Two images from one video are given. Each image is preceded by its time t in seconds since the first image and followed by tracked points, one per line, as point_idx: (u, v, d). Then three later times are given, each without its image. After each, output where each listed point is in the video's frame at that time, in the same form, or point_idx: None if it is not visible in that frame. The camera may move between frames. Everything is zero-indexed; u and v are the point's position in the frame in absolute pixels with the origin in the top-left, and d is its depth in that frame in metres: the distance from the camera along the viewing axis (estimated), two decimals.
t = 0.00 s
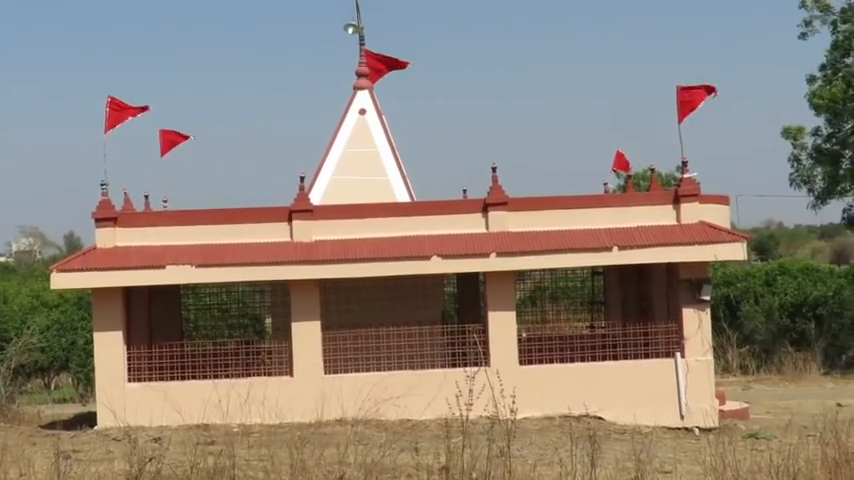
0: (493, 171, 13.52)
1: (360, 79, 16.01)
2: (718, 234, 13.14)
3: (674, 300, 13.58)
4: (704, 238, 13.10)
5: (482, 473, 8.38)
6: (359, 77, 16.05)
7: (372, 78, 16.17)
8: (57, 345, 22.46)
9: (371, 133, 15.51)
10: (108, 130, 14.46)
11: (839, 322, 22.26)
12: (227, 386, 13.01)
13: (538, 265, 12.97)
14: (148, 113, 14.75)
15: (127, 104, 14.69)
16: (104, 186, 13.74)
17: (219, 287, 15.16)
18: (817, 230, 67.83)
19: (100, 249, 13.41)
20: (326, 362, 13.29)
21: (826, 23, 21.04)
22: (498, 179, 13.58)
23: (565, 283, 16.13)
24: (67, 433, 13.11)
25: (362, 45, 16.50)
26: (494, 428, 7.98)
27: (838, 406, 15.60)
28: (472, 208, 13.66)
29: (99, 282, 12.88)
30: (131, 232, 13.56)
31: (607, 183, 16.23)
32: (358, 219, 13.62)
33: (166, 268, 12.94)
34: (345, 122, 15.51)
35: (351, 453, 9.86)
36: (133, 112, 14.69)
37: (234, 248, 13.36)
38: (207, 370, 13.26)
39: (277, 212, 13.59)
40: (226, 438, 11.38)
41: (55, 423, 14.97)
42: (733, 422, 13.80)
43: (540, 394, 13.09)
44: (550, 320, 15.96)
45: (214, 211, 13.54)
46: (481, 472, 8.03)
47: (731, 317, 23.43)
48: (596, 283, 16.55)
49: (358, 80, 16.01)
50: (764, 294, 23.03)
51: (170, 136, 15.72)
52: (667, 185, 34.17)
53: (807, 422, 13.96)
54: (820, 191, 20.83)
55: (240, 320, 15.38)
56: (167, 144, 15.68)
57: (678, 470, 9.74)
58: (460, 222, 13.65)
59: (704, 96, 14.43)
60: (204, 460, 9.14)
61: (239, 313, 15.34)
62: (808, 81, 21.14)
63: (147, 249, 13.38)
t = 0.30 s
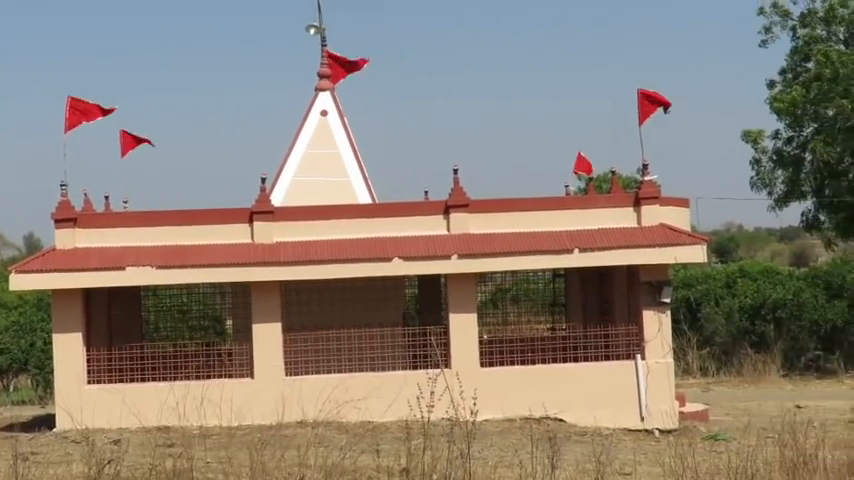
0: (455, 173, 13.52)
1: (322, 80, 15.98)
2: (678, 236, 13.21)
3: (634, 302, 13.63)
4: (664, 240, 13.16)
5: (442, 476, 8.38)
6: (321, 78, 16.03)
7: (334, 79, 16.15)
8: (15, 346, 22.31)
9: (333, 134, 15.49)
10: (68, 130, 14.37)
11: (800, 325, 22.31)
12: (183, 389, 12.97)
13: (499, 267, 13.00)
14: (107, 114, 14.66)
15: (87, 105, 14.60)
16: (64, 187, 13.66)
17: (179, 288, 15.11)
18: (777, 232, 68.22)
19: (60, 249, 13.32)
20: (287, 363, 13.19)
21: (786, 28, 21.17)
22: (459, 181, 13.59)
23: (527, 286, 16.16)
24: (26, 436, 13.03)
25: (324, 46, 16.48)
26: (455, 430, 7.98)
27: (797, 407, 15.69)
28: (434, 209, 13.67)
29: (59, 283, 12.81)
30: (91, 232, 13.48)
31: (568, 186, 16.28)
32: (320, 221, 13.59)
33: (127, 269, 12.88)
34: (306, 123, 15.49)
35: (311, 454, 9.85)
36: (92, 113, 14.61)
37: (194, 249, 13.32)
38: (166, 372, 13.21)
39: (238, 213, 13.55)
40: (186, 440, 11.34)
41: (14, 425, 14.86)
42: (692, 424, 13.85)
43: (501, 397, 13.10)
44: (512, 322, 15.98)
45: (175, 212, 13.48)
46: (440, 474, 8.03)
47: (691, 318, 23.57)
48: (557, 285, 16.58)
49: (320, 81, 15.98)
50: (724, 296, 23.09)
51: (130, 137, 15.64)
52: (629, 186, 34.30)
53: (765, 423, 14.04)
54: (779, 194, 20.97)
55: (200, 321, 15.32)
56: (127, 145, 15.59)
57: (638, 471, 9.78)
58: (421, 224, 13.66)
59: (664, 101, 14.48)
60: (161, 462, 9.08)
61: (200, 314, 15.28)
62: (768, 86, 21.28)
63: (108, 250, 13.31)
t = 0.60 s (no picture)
0: (417, 175, 13.53)
1: (284, 82, 15.95)
2: (640, 238, 13.26)
3: (597, 303, 13.67)
4: (626, 241, 13.20)
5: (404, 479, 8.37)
6: (284, 79, 16.00)
7: (296, 80, 16.13)
8: None
9: (296, 136, 15.47)
10: (29, 131, 14.29)
11: (760, 325, 22.47)
12: (144, 392, 12.89)
13: (461, 269, 13.02)
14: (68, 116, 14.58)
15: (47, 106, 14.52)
16: (24, 188, 13.57)
17: (141, 290, 15.06)
18: (739, 235, 68.56)
19: (20, 251, 13.22)
20: (249, 365, 13.20)
21: (746, 32, 21.29)
22: (422, 182, 13.59)
23: (490, 287, 16.19)
24: None
25: (286, 47, 16.45)
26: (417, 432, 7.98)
27: (759, 408, 15.76)
28: (396, 211, 13.67)
29: (20, 285, 12.72)
30: (52, 234, 13.39)
31: (530, 187, 16.31)
32: (282, 222, 13.56)
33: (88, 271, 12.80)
34: (269, 125, 15.45)
35: (274, 456, 9.83)
36: (53, 114, 14.52)
37: (156, 251, 13.26)
38: (127, 374, 13.15)
39: (200, 215, 13.51)
40: (147, 442, 11.30)
41: None
42: (654, 424, 13.89)
43: (464, 398, 13.12)
44: (475, 323, 15.99)
45: (136, 214, 13.42)
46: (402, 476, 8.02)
47: (653, 319, 23.72)
48: (520, 286, 16.61)
49: (283, 82, 15.96)
50: (686, 297, 23.27)
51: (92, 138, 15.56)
52: (591, 188, 34.40)
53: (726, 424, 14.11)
54: (742, 195, 21.13)
55: (162, 323, 15.26)
56: (88, 146, 15.52)
57: (600, 472, 9.81)
58: (384, 225, 13.66)
59: (626, 102, 14.53)
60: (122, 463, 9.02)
61: (161, 316, 15.22)
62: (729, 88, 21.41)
63: (69, 252, 13.23)
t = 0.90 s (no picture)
0: (383, 176, 13.52)
1: (249, 83, 15.92)
2: (605, 239, 13.30)
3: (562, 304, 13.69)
4: (591, 242, 13.24)
5: None
6: (249, 80, 15.97)
7: (262, 81, 16.10)
8: None
9: (261, 137, 15.44)
10: None
11: (725, 327, 22.49)
12: (109, 393, 12.84)
13: (427, 270, 13.02)
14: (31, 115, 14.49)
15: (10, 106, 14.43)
16: None
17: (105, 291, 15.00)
18: (704, 236, 68.85)
19: None
20: (214, 366, 13.17)
21: (710, 33, 21.39)
22: (387, 183, 13.59)
23: (455, 289, 16.19)
24: None
25: (251, 48, 16.42)
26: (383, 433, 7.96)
27: (723, 409, 15.84)
28: (362, 212, 13.66)
29: None
30: (16, 235, 13.31)
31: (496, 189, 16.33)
32: (248, 223, 13.53)
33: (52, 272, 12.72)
34: (234, 125, 15.42)
35: (239, 458, 9.79)
36: (17, 114, 14.43)
37: (120, 251, 13.19)
38: (91, 377, 13.09)
39: (164, 216, 13.46)
40: (111, 444, 11.24)
41: None
42: (619, 425, 13.93)
43: (429, 399, 13.12)
44: (440, 325, 15.99)
45: (100, 215, 13.35)
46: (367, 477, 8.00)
47: (618, 320, 23.83)
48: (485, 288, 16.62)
49: (248, 83, 15.93)
50: (652, 297, 23.42)
51: (56, 138, 15.48)
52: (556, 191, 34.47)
53: (690, 425, 14.18)
54: (707, 197, 21.16)
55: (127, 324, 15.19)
56: (52, 146, 15.44)
57: (565, 473, 9.82)
58: (349, 226, 13.65)
59: (591, 104, 14.58)
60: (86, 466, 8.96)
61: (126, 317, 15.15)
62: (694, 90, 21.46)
63: (33, 253, 13.14)
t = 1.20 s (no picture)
0: (354, 177, 13.51)
1: (220, 84, 15.88)
2: (576, 241, 13.33)
3: (533, 306, 13.70)
4: (562, 244, 13.26)
5: None
6: (220, 82, 15.93)
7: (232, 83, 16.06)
8: None
9: (232, 138, 15.40)
10: None
11: (695, 328, 22.70)
12: (81, 396, 12.79)
13: (398, 272, 13.01)
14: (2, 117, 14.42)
15: None
16: None
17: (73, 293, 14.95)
18: (674, 238, 69.06)
19: None
20: (184, 369, 13.09)
21: (681, 35, 21.46)
22: (358, 185, 13.58)
23: (426, 290, 16.19)
24: None
25: (222, 49, 16.38)
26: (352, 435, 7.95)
27: (692, 410, 15.88)
28: (333, 214, 13.65)
29: None
30: None
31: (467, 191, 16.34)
32: (218, 225, 13.49)
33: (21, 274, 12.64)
34: (205, 127, 15.38)
35: (209, 459, 9.76)
36: None
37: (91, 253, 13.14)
38: (59, 378, 12.93)
39: (134, 217, 13.42)
40: (80, 447, 11.19)
41: None
42: (589, 427, 13.96)
43: (398, 401, 13.11)
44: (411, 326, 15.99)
45: (70, 216, 13.30)
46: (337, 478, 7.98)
47: (588, 322, 23.86)
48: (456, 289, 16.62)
49: (219, 85, 15.89)
50: (623, 299, 23.45)
51: (27, 139, 15.41)
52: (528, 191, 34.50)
53: (660, 426, 14.22)
54: (675, 198, 21.23)
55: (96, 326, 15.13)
56: (22, 148, 15.37)
57: (534, 474, 9.82)
58: (320, 228, 13.63)
59: (562, 106, 14.60)
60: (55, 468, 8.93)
61: (95, 319, 15.08)
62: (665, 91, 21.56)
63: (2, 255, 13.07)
